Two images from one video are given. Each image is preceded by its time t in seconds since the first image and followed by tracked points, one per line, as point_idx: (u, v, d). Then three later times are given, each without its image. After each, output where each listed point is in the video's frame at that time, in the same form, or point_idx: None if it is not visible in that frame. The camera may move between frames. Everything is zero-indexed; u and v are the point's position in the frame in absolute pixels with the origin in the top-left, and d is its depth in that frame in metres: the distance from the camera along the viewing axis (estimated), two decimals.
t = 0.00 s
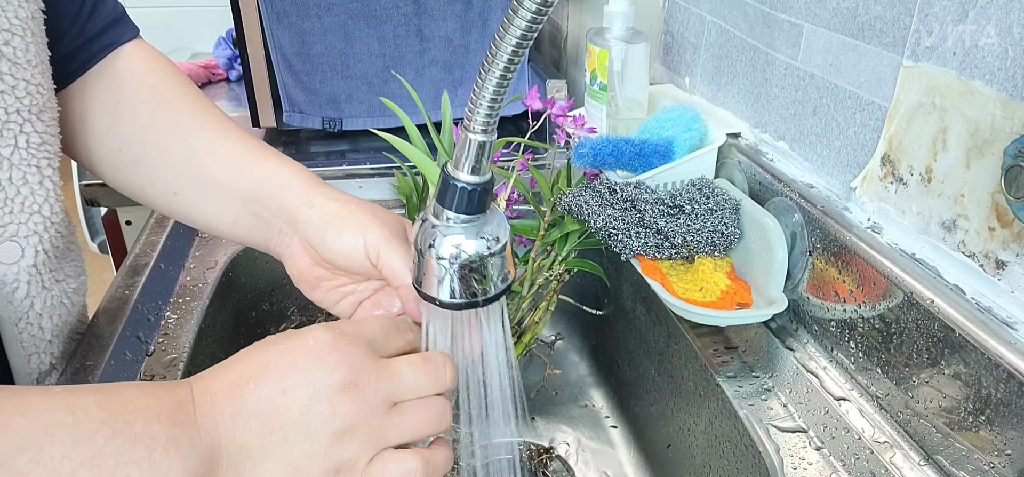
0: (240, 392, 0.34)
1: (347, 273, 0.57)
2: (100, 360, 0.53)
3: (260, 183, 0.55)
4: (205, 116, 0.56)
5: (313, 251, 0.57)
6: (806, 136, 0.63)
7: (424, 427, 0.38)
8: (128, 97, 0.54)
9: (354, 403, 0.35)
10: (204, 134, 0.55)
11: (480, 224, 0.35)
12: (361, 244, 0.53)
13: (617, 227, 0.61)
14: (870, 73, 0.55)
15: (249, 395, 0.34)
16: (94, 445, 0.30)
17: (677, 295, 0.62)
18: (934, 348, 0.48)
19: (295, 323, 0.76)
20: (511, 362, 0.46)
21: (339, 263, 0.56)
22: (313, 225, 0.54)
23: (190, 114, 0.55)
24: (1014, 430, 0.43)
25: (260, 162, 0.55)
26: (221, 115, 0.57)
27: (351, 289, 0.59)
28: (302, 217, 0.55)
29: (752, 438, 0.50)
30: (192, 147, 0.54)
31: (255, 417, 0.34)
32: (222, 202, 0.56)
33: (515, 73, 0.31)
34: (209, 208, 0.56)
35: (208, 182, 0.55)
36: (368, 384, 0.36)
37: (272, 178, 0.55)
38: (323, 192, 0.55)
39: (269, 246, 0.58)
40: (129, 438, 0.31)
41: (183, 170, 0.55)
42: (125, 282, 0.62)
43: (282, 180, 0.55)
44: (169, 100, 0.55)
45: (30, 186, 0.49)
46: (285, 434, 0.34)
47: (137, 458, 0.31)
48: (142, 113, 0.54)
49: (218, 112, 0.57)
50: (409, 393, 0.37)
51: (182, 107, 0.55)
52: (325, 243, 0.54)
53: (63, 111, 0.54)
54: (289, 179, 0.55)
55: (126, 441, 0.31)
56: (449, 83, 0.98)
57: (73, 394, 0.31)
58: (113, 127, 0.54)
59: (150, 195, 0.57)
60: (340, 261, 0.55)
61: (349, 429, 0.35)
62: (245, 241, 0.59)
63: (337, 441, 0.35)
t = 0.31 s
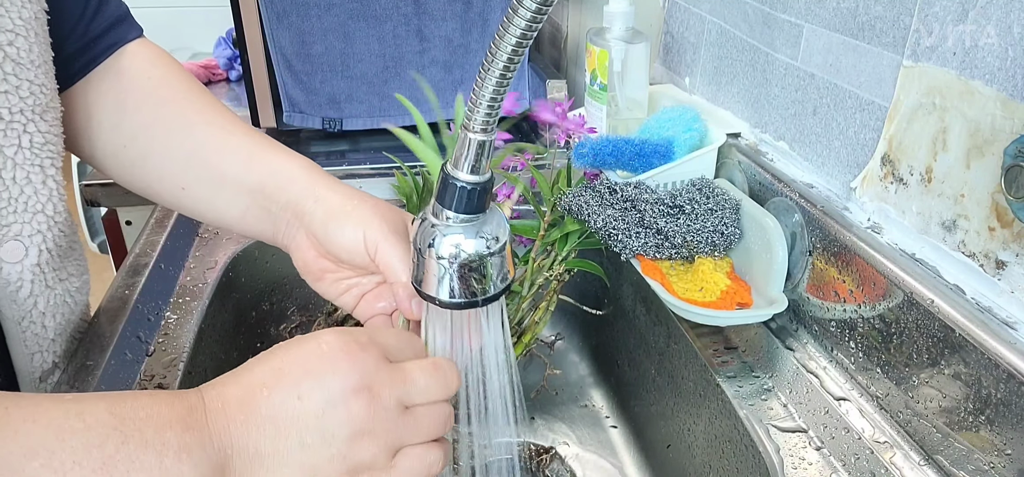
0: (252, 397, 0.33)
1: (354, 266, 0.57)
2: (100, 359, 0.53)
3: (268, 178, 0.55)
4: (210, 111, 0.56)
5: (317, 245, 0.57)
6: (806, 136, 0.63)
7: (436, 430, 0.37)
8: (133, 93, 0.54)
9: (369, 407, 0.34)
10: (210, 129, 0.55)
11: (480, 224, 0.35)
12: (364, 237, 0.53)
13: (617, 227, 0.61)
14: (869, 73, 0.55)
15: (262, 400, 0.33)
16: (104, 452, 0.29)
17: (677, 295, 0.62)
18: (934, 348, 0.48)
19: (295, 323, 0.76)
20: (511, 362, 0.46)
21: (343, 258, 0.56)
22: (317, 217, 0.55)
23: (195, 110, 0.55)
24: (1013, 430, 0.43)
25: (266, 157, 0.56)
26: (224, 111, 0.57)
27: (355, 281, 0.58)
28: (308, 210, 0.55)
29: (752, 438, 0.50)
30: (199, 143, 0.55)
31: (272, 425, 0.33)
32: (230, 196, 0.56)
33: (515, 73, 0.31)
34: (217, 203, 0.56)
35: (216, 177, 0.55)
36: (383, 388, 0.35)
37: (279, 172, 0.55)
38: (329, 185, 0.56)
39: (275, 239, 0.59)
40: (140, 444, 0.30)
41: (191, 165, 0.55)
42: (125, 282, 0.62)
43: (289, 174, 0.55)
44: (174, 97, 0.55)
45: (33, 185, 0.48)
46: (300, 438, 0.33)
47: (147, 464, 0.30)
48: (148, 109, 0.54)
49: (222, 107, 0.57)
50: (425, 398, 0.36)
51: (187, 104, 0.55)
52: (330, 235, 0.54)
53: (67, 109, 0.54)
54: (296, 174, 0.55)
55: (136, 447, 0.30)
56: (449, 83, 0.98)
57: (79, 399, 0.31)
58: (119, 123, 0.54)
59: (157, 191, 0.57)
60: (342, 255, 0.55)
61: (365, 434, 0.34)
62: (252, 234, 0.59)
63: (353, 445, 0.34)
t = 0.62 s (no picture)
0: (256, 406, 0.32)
1: (360, 259, 0.58)
2: (101, 358, 0.53)
3: (275, 176, 0.56)
4: (216, 110, 0.56)
5: (325, 235, 0.57)
6: (806, 136, 0.63)
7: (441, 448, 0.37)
8: (139, 92, 0.54)
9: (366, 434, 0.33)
10: (216, 128, 0.55)
11: (479, 223, 0.35)
12: (377, 219, 0.55)
13: (617, 227, 0.61)
14: (869, 73, 0.55)
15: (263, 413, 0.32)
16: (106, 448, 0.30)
17: (677, 295, 0.62)
18: (934, 348, 0.48)
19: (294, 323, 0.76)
20: (511, 362, 0.46)
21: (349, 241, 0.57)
22: (327, 207, 0.56)
23: (201, 109, 0.55)
24: (1013, 430, 0.43)
25: (273, 155, 0.56)
26: (229, 110, 0.57)
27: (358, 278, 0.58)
28: (318, 202, 0.56)
29: (753, 438, 0.50)
30: (205, 142, 0.55)
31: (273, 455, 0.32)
32: (235, 195, 0.56)
33: (514, 73, 0.31)
34: (222, 201, 0.56)
35: (222, 175, 0.55)
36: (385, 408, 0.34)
37: (287, 170, 0.56)
38: (337, 179, 0.57)
39: (279, 238, 0.59)
40: (140, 454, 0.30)
41: (196, 164, 0.55)
42: (126, 281, 0.62)
43: (297, 171, 0.56)
44: (179, 96, 0.55)
45: (39, 183, 0.48)
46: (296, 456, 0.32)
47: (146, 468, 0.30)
48: (154, 107, 0.54)
49: (227, 106, 0.57)
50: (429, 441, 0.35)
51: (193, 102, 0.55)
52: (342, 218, 0.56)
53: (72, 107, 0.54)
54: (304, 171, 0.56)
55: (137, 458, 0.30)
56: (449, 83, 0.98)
57: (88, 391, 0.31)
58: (124, 122, 0.54)
59: (161, 190, 0.57)
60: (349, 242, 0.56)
61: None
62: (255, 230, 0.58)
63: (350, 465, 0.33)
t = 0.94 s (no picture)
0: (262, 361, 0.34)
1: (354, 263, 0.57)
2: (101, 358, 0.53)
3: (269, 179, 0.55)
4: (213, 112, 0.56)
5: (317, 235, 0.57)
6: (806, 137, 0.63)
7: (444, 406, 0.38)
8: (136, 94, 0.54)
9: (369, 384, 0.36)
10: (213, 130, 0.55)
11: (479, 223, 0.35)
12: (371, 216, 0.54)
13: (617, 227, 0.61)
14: (869, 73, 0.55)
15: (271, 368, 0.34)
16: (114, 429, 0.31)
17: (677, 295, 0.62)
18: (934, 348, 0.48)
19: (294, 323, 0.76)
20: (511, 362, 0.46)
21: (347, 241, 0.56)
22: (317, 209, 0.55)
23: (198, 111, 0.55)
24: (1013, 430, 0.43)
25: (267, 157, 0.56)
26: (227, 113, 0.57)
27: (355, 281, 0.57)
28: (308, 206, 0.56)
29: (753, 438, 0.50)
30: (202, 144, 0.55)
31: (276, 416, 0.35)
32: (231, 197, 0.56)
33: (514, 73, 0.31)
34: (217, 203, 0.56)
35: (217, 177, 0.55)
36: (384, 365, 0.36)
37: (280, 173, 0.55)
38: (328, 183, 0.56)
39: (272, 240, 0.58)
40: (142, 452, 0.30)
41: (192, 165, 0.55)
42: (126, 282, 0.62)
43: (290, 174, 0.56)
44: (177, 98, 0.55)
45: (39, 183, 0.48)
46: (306, 405, 0.35)
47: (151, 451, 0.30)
48: (151, 109, 0.54)
49: (225, 108, 0.58)
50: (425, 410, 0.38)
51: (190, 104, 0.55)
52: (332, 215, 0.55)
53: (70, 107, 0.54)
54: (297, 174, 0.56)
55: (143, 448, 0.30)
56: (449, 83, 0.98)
57: (91, 386, 0.31)
58: (121, 123, 0.54)
59: (157, 191, 0.57)
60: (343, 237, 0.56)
61: (360, 435, 0.37)
62: (249, 233, 0.58)
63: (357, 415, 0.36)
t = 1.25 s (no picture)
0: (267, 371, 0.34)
1: (339, 262, 0.59)
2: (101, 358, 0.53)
3: (260, 178, 0.56)
4: (204, 111, 0.56)
5: (303, 234, 0.57)
6: (806, 136, 0.63)
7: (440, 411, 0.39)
8: (128, 93, 0.54)
9: (375, 391, 0.36)
10: (204, 129, 0.55)
11: (479, 223, 0.35)
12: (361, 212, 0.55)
13: (617, 227, 0.61)
14: (869, 73, 0.55)
15: (276, 377, 0.34)
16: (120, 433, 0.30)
17: (677, 295, 0.62)
18: (934, 348, 0.48)
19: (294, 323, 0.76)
20: (511, 362, 0.46)
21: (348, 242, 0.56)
22: (303, 205, 0.56)
23: (189, 109, 0.55)
24: (1013, 430, 0.43)
25: (257, 156, 0.56)
26: (218, 111, 0.57)
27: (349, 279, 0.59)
28: (296, 204, 0.56)
29: (753, 438, 0.50)
30: (193, 143, 0.55)
31: (280, 423, 0.34)
32: (221, 196, 0.56)
33: (514, 72, 0.31)
34: (208, 203, 0.57)
35: (208, 176, 0.55)
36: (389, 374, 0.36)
37: (270, 171, 0.56)
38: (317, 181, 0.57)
39: (261, 238, 0.59)
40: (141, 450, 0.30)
41: (183, 165, 0.55)
42: (126, 281, 0.62)
43: (280, 172, 0.56)
44: (168, 96, 0.55)
45: (38, 183, 0.48)
46: (310, 414, 0.35)
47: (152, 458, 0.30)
48: (142, 108, 0.54)
49: (216, 107, 0.58)
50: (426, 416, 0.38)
51: (182, 103, 0.55)
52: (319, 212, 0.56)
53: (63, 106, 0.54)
54: (287, 172, 0.56)
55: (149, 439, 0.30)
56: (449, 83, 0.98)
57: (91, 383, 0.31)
58: (113, 122, 0.54)
59: (148, 190, 0.57)
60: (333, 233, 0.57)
61: (363, 439, 0.37)
62: (239, 232, 0.59)
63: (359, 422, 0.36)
